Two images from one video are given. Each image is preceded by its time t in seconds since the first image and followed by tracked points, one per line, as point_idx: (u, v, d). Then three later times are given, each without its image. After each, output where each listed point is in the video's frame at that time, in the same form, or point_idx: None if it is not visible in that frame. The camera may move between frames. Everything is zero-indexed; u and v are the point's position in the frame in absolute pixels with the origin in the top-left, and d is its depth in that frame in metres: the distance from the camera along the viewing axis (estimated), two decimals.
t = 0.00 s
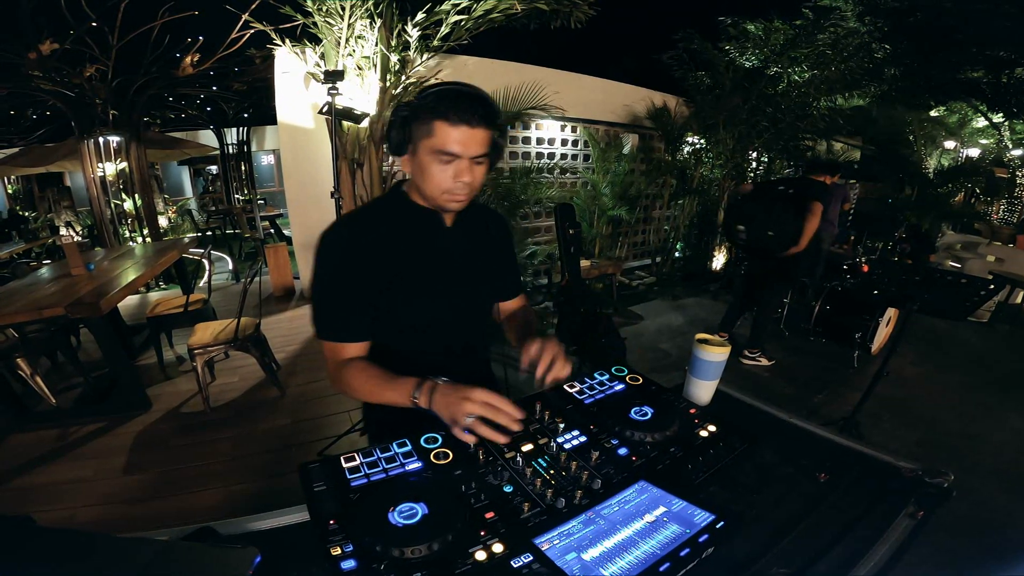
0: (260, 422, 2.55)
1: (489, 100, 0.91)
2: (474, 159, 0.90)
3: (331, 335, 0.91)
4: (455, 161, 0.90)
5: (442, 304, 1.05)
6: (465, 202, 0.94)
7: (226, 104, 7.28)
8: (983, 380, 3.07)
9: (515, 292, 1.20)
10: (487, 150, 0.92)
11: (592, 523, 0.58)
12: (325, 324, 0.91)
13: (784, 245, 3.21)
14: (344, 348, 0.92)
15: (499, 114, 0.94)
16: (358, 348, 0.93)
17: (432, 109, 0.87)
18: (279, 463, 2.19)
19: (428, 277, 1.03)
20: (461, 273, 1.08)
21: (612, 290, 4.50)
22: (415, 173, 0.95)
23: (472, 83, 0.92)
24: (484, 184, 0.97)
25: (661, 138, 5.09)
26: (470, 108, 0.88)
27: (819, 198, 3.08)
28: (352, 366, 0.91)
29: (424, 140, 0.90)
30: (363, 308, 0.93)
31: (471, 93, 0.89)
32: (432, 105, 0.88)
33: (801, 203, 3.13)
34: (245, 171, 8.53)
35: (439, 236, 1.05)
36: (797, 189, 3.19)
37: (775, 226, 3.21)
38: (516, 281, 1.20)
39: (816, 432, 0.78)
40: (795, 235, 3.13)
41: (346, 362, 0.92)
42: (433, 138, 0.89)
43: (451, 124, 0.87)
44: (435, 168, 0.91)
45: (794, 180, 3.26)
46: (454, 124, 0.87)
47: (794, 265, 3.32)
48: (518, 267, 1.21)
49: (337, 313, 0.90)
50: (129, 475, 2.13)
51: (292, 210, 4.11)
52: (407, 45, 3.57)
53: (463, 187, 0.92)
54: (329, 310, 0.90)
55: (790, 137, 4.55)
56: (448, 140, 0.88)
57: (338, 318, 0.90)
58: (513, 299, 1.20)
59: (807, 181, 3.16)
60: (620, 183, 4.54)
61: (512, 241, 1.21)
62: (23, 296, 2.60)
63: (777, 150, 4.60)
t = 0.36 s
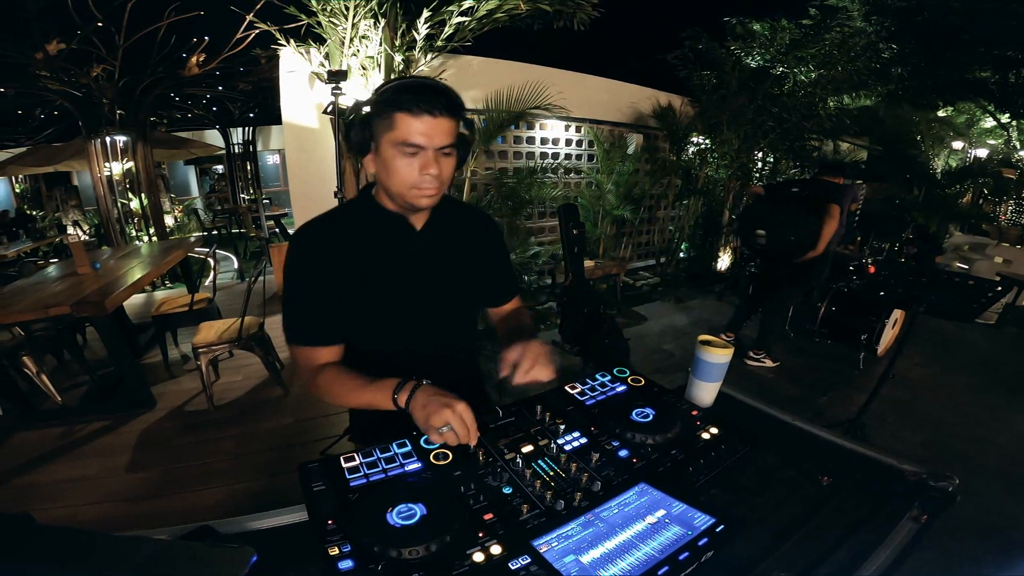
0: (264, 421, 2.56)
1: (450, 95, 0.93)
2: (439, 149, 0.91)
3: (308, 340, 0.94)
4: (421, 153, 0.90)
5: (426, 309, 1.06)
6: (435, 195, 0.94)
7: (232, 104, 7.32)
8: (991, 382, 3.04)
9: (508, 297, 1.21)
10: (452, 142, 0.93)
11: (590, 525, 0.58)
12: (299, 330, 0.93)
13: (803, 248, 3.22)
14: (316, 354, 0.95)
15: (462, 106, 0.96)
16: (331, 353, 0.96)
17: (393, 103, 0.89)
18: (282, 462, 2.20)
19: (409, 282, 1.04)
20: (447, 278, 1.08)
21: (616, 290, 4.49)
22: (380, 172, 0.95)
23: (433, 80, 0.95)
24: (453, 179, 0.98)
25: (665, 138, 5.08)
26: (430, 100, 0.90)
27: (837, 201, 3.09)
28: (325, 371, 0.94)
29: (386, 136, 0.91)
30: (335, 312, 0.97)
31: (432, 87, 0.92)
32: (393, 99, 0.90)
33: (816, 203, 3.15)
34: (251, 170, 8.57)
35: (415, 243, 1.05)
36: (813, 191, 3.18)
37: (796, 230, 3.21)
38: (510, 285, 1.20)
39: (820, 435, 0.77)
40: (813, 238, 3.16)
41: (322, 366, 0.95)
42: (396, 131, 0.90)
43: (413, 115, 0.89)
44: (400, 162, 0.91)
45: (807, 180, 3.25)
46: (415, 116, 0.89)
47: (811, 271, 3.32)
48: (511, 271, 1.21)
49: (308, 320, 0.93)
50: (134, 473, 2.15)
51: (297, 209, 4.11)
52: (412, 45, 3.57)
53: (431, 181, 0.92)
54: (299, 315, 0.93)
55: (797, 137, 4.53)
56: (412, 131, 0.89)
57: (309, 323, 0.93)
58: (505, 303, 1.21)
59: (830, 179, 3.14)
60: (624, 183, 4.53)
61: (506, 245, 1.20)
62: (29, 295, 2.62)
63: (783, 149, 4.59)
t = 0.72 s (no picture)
0: (268, 419, 2.57)
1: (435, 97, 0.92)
2: (425, 154, 0.90)
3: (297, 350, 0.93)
4: (407, 159, 0.90)
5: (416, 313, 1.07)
6: (423, 201, 0.95)
7: (237, 103, 7.34)
8: (999, 384, 3.01)
9: (498, 300, 1.22)
10: (439, 146, 0.92)
11: (590, 528, 0.57)
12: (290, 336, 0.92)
13: (818, 254, 3.17)
14: (303, 366, 0.94)
15: (447, 107, 0.94)
16: (317, 366, 0.95)
17: (375, 107, 0.87)
18: (286, 460, 2.21)
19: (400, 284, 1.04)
20: (438, 281, 1.09)
21: (620, 291, 4.48)
22: (366, 178, 0.95)
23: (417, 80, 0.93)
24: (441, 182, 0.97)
25: (670, 138, 5.07)
26: (416, 103, 0.88)
27: (853, 206, 3.08)
28: (314, 383, 0.93)
29: (371, 142, 0.90)
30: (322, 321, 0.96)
31: (416, 89, 0.90)
32: (377, 103, 0.88)
33: (831, 206, 3.09)
34: (256, 170, 8.61)
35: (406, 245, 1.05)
36: (829, 194, 3.15)
37: (813, 234, 3.13)
38: (497, 290, 1.22)
39: (823, 437, 0.76)
40: (829, 242, 3.10)
41: (308, 379, 0.94)
42: (381, 137, 0.89)
43: (398, 120, 0.88)
44: (386, 168, 0.91)
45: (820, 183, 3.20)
46: (400, 122, 0.88)
47: (824, 273, 3.32)
48: (497, 275, 1.22)
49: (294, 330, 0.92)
50: (138, 471, 2.16)
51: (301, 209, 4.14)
52: (416, 45, 3.57)
53: (419, 186, 0.92)
54: (283, 323, 0.93)
55: (803, 138, 4.47)
56: (398, 137, 0.88)
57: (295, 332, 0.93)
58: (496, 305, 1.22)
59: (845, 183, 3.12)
60: (629, 183, 4.51)
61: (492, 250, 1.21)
62: (36, 294, 2.64)
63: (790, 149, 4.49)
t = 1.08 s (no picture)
0: (271, 418, 2.58)
1: (509, 101, 0.90)
2: (493, 161, 0.90)
3: (328, 342, 0.90)
4: (475, 163, 0.90)
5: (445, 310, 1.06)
6: (483, 204, 0.96)
7: (243, 103, 7.39)
8: (1006, 387, 2.98)
9: (531, 299, 1.20)
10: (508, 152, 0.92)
11: (588, 530, 0.57)
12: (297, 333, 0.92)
13: (829, 258, 3.17)
14: (344, 354, 0.91)
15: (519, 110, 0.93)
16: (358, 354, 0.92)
17: (451, 108, 0.86)
18: (288, 459, 2.22)
19: (431, 282, 1.03)
20: (466, 279, 1.08)
21: (624, 291, 4.48)
22: (431, 175, 0.95)
23: (493, 80, 0.91)
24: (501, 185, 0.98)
25: (674, 138, 5.06)
26: (492, 110, 0.87)
27: (865, 207, 2.98)
28: (351, 373, 0.90)
29: (442, 141, 0.89)
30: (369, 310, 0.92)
31: (493, 93, 0.88)
32: (454, 105, 0.86)
33: (842, 208, 3.03)
34: (262, 170, 8.64)
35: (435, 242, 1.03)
36: (839, 194, 3.05)
37: (825, 236, 3.13)
38: (532, 288, 1.21)
39: (827, 440, 0.76)
40: (841, 245, 3.08)
41: (350, 366, 0.91)
42: (453, 139, 0.88)
43: (473, 125, 0.87)
44: (454, 170, 0.91)
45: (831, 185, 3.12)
46: (474, 127, 0.87)
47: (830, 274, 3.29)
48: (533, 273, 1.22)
49: (340, 320, 0.89)
50: (142, 469, 2.17)
51: (305, 209, 4.14)
52: (419, 44, 3.57)
53: (482, 191, 0.93)
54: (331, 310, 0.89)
55: (809, 138, 4.46)
56: (469, 142, 0.88)
57: (342, 322, 0.89)
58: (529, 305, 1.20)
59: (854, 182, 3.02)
60: (633, 183, 4.50)
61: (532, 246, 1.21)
62: (42, 292, 2.66)
63: (796, 150, 4.47)
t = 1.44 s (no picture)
0: (274, 417, 2.59)
1: (544, 101, 0.89)
2: (520, 154, 0.87)
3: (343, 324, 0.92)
4: (501, 155, 0.87)
5: (464, 308, 1.05)
6: (507, 200, 0.92)
7: (248, 104, 7.42)
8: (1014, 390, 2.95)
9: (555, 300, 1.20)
10: (536, 151, 0.89)
11: (587, 532, 0.57)
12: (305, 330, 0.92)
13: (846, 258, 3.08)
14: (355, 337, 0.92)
15: (554, 113, 0.91)
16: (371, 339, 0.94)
17: (484, 99, 0.86)
18: (290, 458, 2.22)
19: (451, 281, 1.02)
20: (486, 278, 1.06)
21: (628, 292, 4.46)
22: (460, 167, 0.94)
23: (533, 82, 0.91)
24: (530, 186, 0.94)
25: (679, 138, 5.04)
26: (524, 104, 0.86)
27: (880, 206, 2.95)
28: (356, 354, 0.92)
29: (471, 132, 0.89)
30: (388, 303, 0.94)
31: (529, 91, 0.88)
32: (488, 96, 0.86)
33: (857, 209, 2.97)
34: (267, 169, 8.68)
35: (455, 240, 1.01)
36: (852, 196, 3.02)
37: (840, 235, 3.04)
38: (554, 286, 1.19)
39: (830, 443, 0.75)
40: (858, 245, 3.00)
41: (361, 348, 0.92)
42: (483, 129, 0.87)
43: (503, 116, 0.86)
44: (479, 160, 0.89)
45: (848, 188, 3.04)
46: (504, 118, 0.85)
47: (836, 276, 3.26)
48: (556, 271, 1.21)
49: (360, 313, 0.90)
50: (146, 467, 2.18)
51: (310, 209, 4.16)
52: (423, 45, 3.57)
53: (505, 184, 0.89)
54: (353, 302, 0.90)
55: (815, 138, 4.42)
56: (497, 133, 0.86)
57: (361, 315, 0.90)
58: (554, 303, 1.19)
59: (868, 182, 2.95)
60: (637, 184, 4.49)
61: (553, 241, 1.20)
62: (49, 290, 2.68)
63: (802, 150, 4.45)
